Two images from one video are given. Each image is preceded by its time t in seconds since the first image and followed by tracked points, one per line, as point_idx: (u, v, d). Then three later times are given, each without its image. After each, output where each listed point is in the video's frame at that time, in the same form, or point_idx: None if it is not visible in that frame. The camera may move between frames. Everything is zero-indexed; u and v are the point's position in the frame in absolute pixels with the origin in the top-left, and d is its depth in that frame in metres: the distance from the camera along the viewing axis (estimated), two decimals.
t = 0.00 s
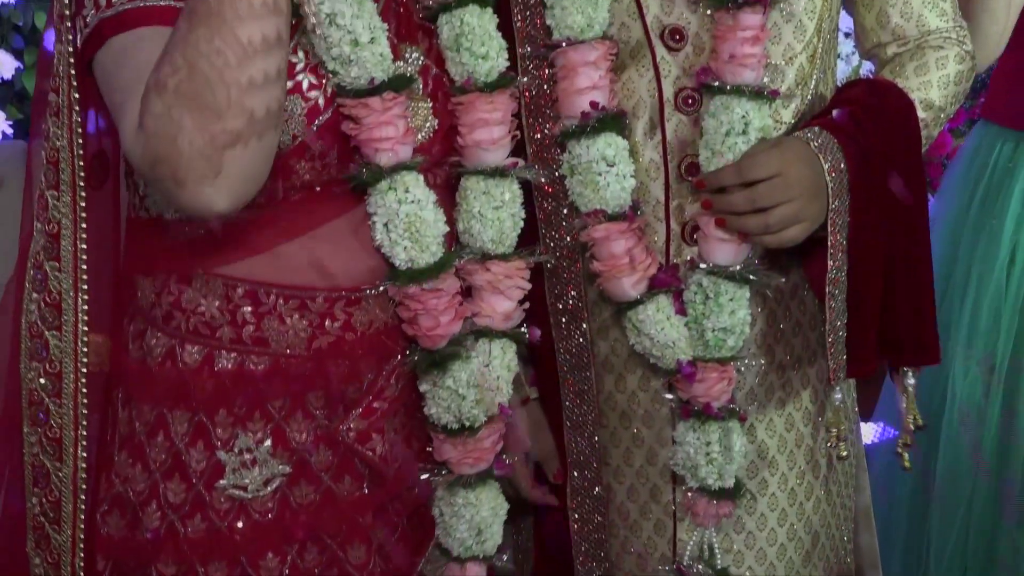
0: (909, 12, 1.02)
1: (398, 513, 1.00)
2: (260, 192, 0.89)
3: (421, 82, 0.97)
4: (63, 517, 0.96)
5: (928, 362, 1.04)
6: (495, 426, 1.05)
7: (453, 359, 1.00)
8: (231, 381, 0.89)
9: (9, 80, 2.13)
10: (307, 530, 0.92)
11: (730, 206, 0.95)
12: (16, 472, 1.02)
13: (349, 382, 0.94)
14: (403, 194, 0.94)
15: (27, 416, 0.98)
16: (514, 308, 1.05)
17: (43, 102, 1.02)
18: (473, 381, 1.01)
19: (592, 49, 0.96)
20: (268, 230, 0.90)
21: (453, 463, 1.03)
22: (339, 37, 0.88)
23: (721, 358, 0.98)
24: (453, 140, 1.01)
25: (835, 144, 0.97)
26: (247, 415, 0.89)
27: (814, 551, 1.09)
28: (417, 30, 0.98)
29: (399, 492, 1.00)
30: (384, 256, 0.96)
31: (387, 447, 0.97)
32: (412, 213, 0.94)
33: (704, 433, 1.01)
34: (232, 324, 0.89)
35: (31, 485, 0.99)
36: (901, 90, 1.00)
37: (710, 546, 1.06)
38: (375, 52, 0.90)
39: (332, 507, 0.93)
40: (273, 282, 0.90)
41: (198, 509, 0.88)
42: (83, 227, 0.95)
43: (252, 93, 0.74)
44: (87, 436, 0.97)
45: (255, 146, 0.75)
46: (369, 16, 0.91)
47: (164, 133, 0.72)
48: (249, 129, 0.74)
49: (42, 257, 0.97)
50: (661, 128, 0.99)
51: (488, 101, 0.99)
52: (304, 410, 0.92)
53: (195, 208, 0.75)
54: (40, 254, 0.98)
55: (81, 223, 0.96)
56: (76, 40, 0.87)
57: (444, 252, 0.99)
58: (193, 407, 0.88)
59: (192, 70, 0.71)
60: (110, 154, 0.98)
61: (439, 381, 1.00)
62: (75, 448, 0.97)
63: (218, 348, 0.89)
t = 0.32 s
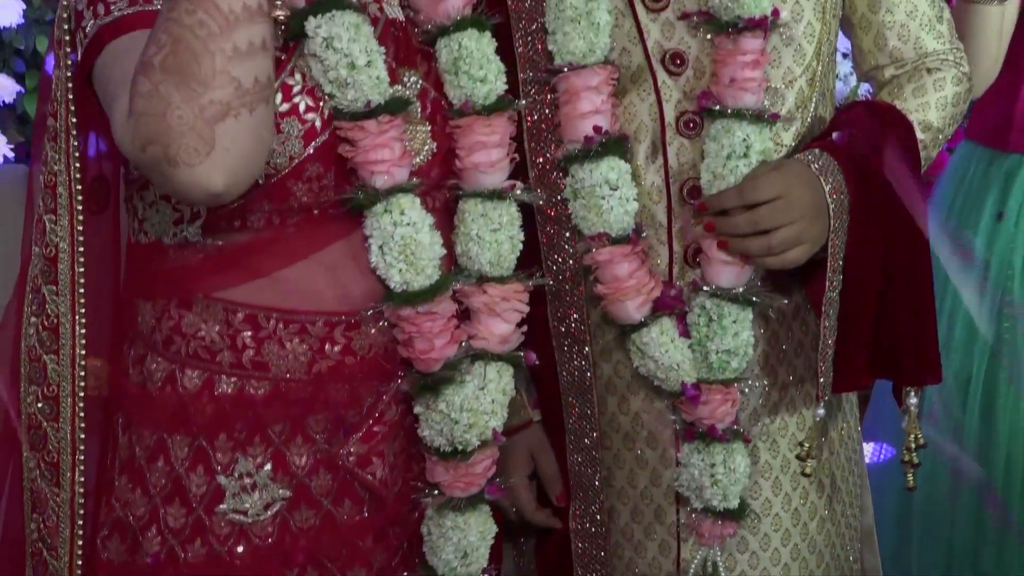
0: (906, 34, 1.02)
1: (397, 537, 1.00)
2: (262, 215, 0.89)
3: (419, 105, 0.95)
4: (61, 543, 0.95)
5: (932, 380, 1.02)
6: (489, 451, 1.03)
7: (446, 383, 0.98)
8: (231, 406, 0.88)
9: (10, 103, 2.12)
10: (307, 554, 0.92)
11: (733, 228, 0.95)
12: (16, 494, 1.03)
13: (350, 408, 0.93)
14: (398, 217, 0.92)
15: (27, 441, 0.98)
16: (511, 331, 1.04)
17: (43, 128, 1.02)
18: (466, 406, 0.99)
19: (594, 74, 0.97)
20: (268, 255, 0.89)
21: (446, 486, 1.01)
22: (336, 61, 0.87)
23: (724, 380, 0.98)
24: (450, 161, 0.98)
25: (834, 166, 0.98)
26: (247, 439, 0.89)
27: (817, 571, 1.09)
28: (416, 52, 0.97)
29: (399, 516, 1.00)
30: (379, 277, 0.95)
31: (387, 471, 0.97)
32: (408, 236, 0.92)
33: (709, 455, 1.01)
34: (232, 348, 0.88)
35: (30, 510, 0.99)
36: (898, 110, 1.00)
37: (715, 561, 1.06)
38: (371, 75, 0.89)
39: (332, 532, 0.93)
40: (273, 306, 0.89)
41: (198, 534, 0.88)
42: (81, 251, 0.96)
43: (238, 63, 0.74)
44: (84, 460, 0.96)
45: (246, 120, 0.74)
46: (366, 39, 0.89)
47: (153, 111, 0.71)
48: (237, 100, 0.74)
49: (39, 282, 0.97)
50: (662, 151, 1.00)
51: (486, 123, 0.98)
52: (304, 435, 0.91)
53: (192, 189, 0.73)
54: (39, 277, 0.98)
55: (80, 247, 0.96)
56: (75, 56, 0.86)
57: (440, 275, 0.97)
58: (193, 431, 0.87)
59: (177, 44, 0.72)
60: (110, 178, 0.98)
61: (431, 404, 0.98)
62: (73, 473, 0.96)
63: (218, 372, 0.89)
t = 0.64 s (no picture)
0: (905, 59, 1.02)
1: (394, 563, 0.99)
2: (257, 242, 0.88)
3: (414, 131, 0.94)
4: (58, 567, 0.95)
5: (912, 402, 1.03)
6: (488, 476, 1.01)
7: (444, 409, 0.96)
8: (227, 430, 0.87)
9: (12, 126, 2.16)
10: None
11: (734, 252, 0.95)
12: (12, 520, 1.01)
13: (346, 432, 0.93)
14: (392, 243, 0.90)
15: (24, 466, 0.97)
16: (508, 357, 1.01)
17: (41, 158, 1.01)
18: (464, 431, 0.97)
19: (596, 100, 0.96)
20: (265, 281, 0.89)
21: (446, 514, 1.00)
22: (328, 87, 0.85)
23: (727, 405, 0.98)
24: (446, 187, 0.98)
25: (837, 191, 0.97)
26: (242, 465, 0.88)
27: None
28: (413, 78, 0.95)
29: (397, 543, 0.98)
30: (375, 304, 0.94)
31: (384, 496, 0.96)
32: (402, 261, 0.91)
33: (713, 479, 1.00)
34: (228, 373, 0.88)
35: (28, 536, 0.98)
36: (896, 135, 1.00)
37: None
38: (364, 101, 0.87)
39: (329, 558, 0.92)
40: (270, 332, 0.89)
41: (194, 560, 0.87)
42: (79, 274, 0.94)
43: (227, 69, 0.73)
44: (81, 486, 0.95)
45: (236, 127, 0.73)
46: (359, 66, 0.87)
47: (141, 119, 0.70)
48: (227, 107, 0.72)
49: (38, 306, 0.95)
50: (664, 177, 1.00)
51: (482, 149, 0.96)
52: (301, 460, 0.90)
53: (180, 197, 0.71)
54: (37, 301, 0.95)
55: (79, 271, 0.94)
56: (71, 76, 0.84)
57: (435, 299, 0.96)
58: (190, 456, 0.87)
59: (165, 51, 0.71)
60: (109, 203, 0.96)
61: (429, 429, 0.96)
62: (70, 499, 0.95)
63: (214, 397, 0.88)
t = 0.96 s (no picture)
0: (898, 97, 1.02)
1: None
2: (249, 281, 0.88)
3: (406, 171, 0.94)
4: None
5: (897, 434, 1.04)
6: (482, 515, 1.00)
7: (436, 448, 0.95)
8: (219, 470, 0.87)
9: (9, 162, 2.18)
10: None
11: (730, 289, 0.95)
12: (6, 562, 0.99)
13: (339, 470, 0.92)
14: (385, 282, 0.90)
15: (21, 506, 0.96)
16: (502, 395, 1.00)
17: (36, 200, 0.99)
18: (457, 470, 0.96)
19: (593, 139, 0.97)
20: (259, 320, 0.89)
21: (441, 556, 0.97)
22: (321, 128, 0.85)
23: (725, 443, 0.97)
24: (439, 226, 0.97)
25: (833, 229, 0.98)
26: (235, 504, 0.87)
27: None
28: (405, 118, 0.96)
29: None
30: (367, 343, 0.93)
31: (377, 534, 0.95)
32: (395, 301, 0.90)
33: (712, 518, 0.99)
34: (221, 412, 0.87)
35: None
36: (890, 171, 1.00)
37: None
38: (356, 141, 0.87)
39: None
40: (263, 371, 0.89)
41: None
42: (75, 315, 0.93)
43: (220, 113, 0.71)
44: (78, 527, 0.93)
45: (228, 171, 0.71)
46: (350, 107, 0.88)
47: (134, 163, 0.69)
48: (220, 151, 0.71)
49: (35, 347, 0.94)
50: (660, 216, 1.00)
51: (475, 188, 0.96)
52: (293, 498, 0.89)
53: (171, 240, 0.70)
54: (34, 342, 0.95)
55: (75, 313, 0.93)
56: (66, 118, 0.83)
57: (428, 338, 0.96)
58: (182, 496, 0.86)
59: (159, 94, 0.69)
60: (104, 241, 0.95)
61: (422, 469, 0.95)
62: (65, 542, 0.93)
63: (207, 436, 0.87)
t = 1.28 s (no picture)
0: (894, 133, 1.02)
1: None
2: (247, 317, 0.88)
3: (405, 208, 0.95)
4: None
5: (898, 469, 1.03)
6: (482, 549, 0.98)
7: (434, 485, 0.95)
8: (215, 503, 0.87)
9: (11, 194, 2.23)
10: None
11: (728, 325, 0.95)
12: None
13: (336, 504, 0.91)
14: (384, 319, 0.90)
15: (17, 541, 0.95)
16: (500, 431, 1.01)
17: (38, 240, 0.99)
18: (456, 506, 0.96)
19: (590, 175, 0.97)
20: (256, 354, 0.89)
21: None
22: (321, 167, 0.86)
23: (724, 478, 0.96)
24: (437, 261, 0.98)
25: (830, 264, 0.98)
26: (231, 538, 0.87)
27: None
28: (404, 154, 0.97)
29: None
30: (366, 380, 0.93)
31: (373, 569, 0.94)
32: (394, 338, 0.91)
33: (709, 553, 0.99)
34: (218, 446, 0.87)
35: None
36: (885, 207, 1.00)
37: None
38: (355, 181, 0.88)
39: None
40: (260, 405, 0.89)
41: None
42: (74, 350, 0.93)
43: (212, 186, 0.72)
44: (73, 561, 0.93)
45: (220, 242, 0.73)
46: (350, 146, 0.88)
47: (127, 235, 0.70)
48: (211, 223, 0.72)
49: (34, 382, 0.94)
50: (657, 251, 1.00)
51: (474, 225, 0.97)
52: (290, 533, 0.89)
53: (163, 310, 0.72)
54: (33, 377, 0.95)
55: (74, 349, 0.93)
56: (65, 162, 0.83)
57: (425, 376, 0.95)
58: (180, 530, 0.86)
59: (151, 167, 0.70)
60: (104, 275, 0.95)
61: (420, 506, 0.94)
62: None
63: (204, 470, 0.87)
